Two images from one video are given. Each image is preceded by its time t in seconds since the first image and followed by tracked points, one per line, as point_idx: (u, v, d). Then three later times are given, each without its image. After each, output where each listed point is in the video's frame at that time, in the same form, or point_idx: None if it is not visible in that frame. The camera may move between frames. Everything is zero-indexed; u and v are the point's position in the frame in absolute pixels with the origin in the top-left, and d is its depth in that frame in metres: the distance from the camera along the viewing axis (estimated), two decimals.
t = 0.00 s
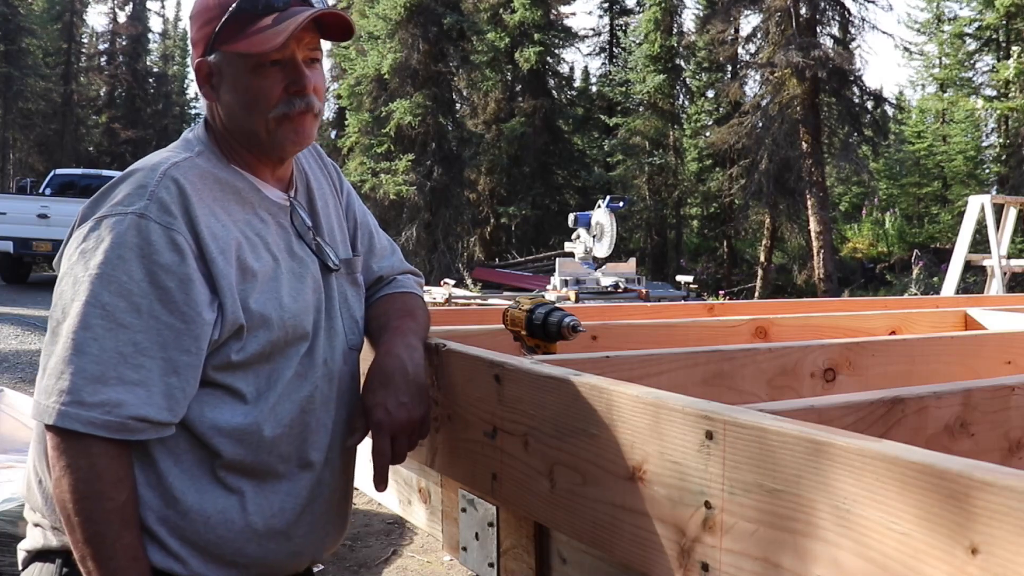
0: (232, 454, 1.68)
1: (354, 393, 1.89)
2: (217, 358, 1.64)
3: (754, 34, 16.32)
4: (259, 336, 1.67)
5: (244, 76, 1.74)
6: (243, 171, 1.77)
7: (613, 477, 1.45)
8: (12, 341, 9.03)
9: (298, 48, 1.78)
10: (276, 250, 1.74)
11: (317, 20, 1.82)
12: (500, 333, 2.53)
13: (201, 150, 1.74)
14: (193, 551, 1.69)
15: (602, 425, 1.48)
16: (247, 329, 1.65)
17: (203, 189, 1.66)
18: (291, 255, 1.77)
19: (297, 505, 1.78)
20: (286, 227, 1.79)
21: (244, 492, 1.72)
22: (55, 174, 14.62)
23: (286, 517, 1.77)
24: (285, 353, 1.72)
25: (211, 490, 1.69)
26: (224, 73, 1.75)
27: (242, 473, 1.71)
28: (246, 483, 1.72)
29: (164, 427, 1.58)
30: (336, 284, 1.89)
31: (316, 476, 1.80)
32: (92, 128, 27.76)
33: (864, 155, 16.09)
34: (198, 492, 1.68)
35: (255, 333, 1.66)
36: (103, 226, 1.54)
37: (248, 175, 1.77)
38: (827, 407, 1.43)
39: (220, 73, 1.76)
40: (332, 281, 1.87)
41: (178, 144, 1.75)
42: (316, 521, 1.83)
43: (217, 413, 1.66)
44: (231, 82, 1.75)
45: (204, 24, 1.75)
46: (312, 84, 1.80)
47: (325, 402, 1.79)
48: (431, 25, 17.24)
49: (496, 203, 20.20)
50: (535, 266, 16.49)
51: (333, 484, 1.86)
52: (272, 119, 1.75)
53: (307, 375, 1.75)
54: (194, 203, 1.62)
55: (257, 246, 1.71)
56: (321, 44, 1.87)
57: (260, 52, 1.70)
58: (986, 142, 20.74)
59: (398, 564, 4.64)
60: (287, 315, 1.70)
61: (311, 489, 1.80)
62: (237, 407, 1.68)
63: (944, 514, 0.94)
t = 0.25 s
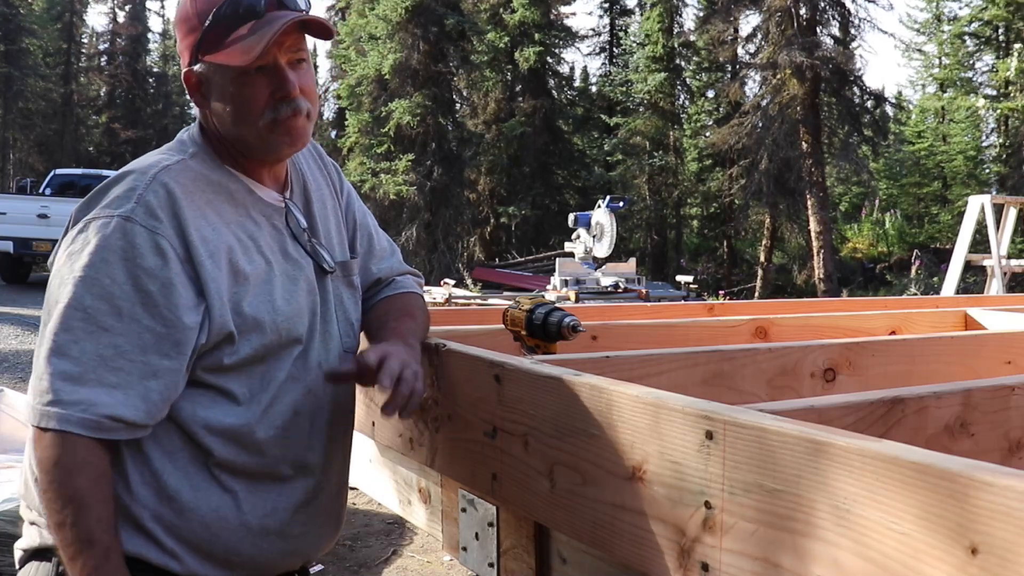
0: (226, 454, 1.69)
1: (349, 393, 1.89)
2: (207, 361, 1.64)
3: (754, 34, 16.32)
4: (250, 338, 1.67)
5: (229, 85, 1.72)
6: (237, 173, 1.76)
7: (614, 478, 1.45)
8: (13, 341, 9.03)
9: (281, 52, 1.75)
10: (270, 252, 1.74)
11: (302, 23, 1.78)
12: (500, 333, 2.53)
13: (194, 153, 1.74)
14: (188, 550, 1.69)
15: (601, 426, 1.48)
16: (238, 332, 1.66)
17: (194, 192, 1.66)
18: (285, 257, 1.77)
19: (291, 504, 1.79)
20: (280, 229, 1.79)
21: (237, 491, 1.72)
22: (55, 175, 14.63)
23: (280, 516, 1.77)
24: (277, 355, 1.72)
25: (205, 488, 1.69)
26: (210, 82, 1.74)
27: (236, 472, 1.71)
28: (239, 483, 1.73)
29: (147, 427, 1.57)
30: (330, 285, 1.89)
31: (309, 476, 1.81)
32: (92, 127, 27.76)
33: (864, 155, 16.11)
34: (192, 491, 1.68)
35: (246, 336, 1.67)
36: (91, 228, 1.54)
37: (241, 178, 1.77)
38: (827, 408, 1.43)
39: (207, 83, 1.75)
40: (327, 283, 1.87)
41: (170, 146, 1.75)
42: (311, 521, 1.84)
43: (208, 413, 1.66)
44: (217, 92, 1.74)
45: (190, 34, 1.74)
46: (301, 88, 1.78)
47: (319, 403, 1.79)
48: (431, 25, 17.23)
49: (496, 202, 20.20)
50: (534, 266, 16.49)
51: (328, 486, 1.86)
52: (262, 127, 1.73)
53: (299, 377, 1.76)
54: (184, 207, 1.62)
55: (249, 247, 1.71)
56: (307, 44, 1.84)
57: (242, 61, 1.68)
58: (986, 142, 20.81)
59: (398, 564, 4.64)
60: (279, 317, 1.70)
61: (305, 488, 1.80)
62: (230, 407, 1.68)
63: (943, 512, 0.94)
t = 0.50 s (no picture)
0: (223, 454, 1.69)
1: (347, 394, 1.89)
2: (205, 362, 1.64)
3: (754, 34, 16.33)
4: (246, 340, 1.67)
5: (228, 86, 1.73)
6: (236, 174, 1.76)
7: (613, 478, 1.45)
8: (13, 341, 9.03)
9: (282, 59, 1.75)
10: (268, 255, 1.74)
11: (306, 31, 1.77)
12: (500, 333, 2.53)
13: (195, 152, 1.74)
14: (186, 548, 1.70)
15: (601, 427, 1.48)
16: (235, 333, 1.65)
17: (194, 194, 1.66)
18: (283, 260, 1.77)
19: (288, 504, 1.79)
20: (279, 230, 1.79)
21: (233, 490, 1.72)
22: (55, 175, 14.63)
23: (276, 516, 1.77)
24: (274, 356, 1.72)
25: (202, 487, 1.69)
26: (213, 81, 1.76)
27: (233, 472, 1.71)
28: (236, 482, 1.73)
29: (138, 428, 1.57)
30: (328, 288, 1.88)
31: (307, 477, 1.81)
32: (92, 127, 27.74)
33: (864, 155, 16.10)
34: (190, 490, 1.68)
35: (243, 339, 1.67)
36: (91, 226, 1.55)
37: (240, 180, 1.76)
38: (827, 408, 1.43)
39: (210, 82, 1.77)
40: (325, 286, 1.87)
41: (172, 145, 1.75)
42: (308, 521, 1.84)
43: (204, 413, 1.66)
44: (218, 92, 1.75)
45: (198, 32, 1.77)
46: (297, 98, 1.77)
47: (316, 405, 1.79)
48: (432, 25, 17.22)
49: (496, 202, 20.21)
50: (534, 266, 16.49)
51: (326, 486, 1.86)
52: (254, 132, 1.72)
53: (296, 379, 1.76)
54: (183, 207, 1.62)
55: (248, 249, 1.71)
56: (313, 53, 1.83)
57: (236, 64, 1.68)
58: (986, 142, 21.01)
59: (399, 564, 4.64)
60: (277, 319, 1.70)
61: (302, 490, 1.80)
62: (227, 409, 1.68)
63: (942, 512, 0.94)
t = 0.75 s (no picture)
0: (222, 452, 1.68)
1: (345, 394, 1.89)
2: (209, 360, 1.64)
3: (754, 34, 16.35)
4: (249, 337, 1.67)
5: (244, 74, 1.75)
6: (240, 174, 1.77)
7: (614, 477, 1.45)
8: (12, 341, 9.03)
9: (299, 55, 1.79)
10: (272, 255, 1.74)
11: (326, 31, 1.82)
12: (499, 333, 2.53)
13: (203, 151, 1.74)
14: (183, 546, 1.70)
15: (601, 426, 1.48)
16: (239, 331, 1.66)
17: (202, 191, 1.66)
18: (285, 260, 1.77)
19: (288, 504, 1.78)
20: (282, 231, 1.79)
21: (232, 488, 1.72)
22: (55, 175, 14.63)
23: (275, 514, 1.77)
24: (276, 355, 1.72)
25: (200, 485, 1.69)
26: (230, 68, 1.78)
27: (232, 471, 1.71)
28: (235, 480, 1.72)
29: (154, 428, 1.57)
30: (329, 288, 1.89)
31: (307, 476, 1.80)
32: (93, 127, 27.72)
33: (864, 155, 16.11)
34: (189, 487, 1.68)
35: (247, 336, 1.67)
36: (100, 225, 1.55)
37: (244, 179, 1.77)
38: (826, 407, 1.43)
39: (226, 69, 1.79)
40: (326, 286, 1.87)
41: (179, 143, 1.75)
42: (308, 521, 1.83)
43: (204, 412, 1.66)
44: (233, 78, 1.77)
45: (222, 21, 1.80)
46: (308, 94, 1.79)
47: (316, 405, 1.79)
48: (431, 25, 17.22)
49: (496, 202, 20.23)
50: (535, 266, 16.49)
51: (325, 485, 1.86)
52: (261, 120, 1.74)
53: (297, 378, 1.76)
54: (192, 204, 1.62)
55: (252, 248, 1.71)
56: (330, 60, 1.89)
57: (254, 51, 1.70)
58: (986, 142, 20.84)
59: (398, 564, 4.64)
60: (282, 317, 1.71)
61: (302, 490, 1.79)
62: (227, 407, 1.68)
63: (945, 511, 0.94)
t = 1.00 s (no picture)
0: (223, 454, 1.68)
1: (344, 395, 1.89)
2: (209, 361, 1.64)
3: (754, 34, 16.35)
4: (250, 337, 1.67)
5: (280, 67, 1.73)
6: (242, 175, 1.76)
7: (614, 479, 1.45)
8: (13, 341, 9.03)
9: (333, 58, 1.80)
10: (271, 255, 1.74)
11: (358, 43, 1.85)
12: (500, 333, 2.53)
13: (201, 152, 1.74)
14: (182, 548, 1.69)
15: (602, 427, 1.47)
16: (240, 330, 1.66)
17: (201, 194, 1.66)
18: (284, 259, 1.77)
19: (288, 506, 1.78)
20: (281, 231, 1.79)
21: (233, 491, 1.72)
22: (55, 175, 14.62)
23: (276, 516, 1.77)
24: (276, 356, 1.73)
25: (200, 487, 1.69)
26: (257, 59, 1.73)
27: (234, 472, 1.71)
28: (236, 483, 1.72)
29: (155, 429, 1.57)
30: (327, 289, 1.89)
31: (307, 478, 1.81)
32: (92, 126, 27.68)
33: (864, 155, 16.11)
34: (189, 490, 1.68)
35: (247, 335, 1.67)
36: (98, 227, 1.54)
37: (246, 179, 1.76)
38: (827, 408, 1.43)
39: (251, 60, 1.74)
40: (324, 287, 1.87)
41: (177, 144, 1.75)
42: (307, 523, 1.84)
43: (206, 413, 1.66)
44: (262, 69, 1.73)
45: (249, 12, 1.75)
46: (338, 96, 1.82)
47: (315, 406, 1.79)
48: (432, 25, 17.22)
49: (496, 202, 20.23)
50: (535, 266, 16.49)
51: (324, 486, 1.87)
52: (292, 114, 1.73)
53: (297, 378, 1.76)
54: (191, 205, 1.62)
55: (253, 247, 1.71)
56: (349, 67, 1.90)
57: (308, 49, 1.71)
58: (986, 142, 20.82)
59: (399, 564, 4.64)
60: (284, 316, 1.71)
61: (300, 492, 1.80)
62: (229, 408, 1.68)
63: (948, 509, 0.93)
